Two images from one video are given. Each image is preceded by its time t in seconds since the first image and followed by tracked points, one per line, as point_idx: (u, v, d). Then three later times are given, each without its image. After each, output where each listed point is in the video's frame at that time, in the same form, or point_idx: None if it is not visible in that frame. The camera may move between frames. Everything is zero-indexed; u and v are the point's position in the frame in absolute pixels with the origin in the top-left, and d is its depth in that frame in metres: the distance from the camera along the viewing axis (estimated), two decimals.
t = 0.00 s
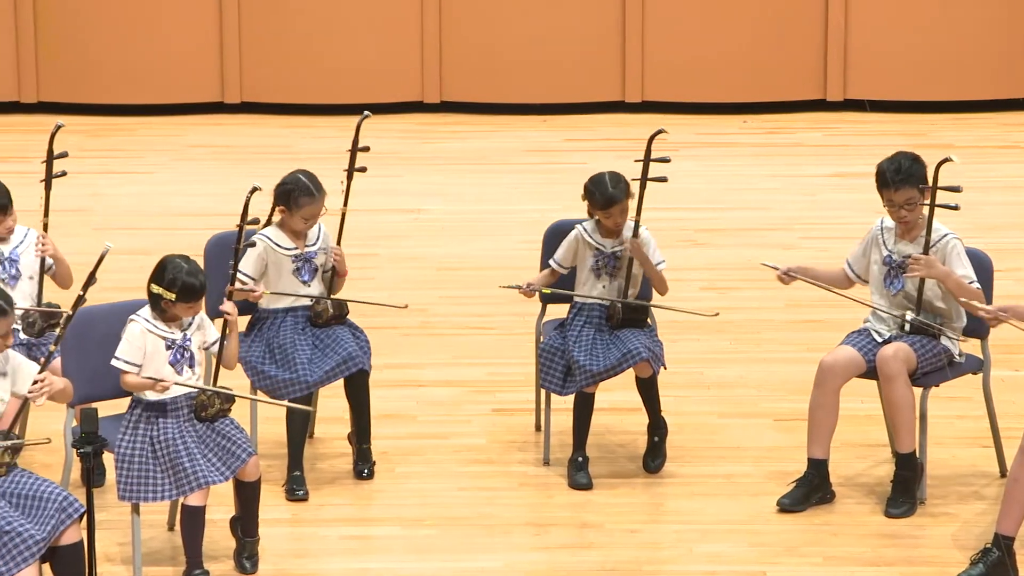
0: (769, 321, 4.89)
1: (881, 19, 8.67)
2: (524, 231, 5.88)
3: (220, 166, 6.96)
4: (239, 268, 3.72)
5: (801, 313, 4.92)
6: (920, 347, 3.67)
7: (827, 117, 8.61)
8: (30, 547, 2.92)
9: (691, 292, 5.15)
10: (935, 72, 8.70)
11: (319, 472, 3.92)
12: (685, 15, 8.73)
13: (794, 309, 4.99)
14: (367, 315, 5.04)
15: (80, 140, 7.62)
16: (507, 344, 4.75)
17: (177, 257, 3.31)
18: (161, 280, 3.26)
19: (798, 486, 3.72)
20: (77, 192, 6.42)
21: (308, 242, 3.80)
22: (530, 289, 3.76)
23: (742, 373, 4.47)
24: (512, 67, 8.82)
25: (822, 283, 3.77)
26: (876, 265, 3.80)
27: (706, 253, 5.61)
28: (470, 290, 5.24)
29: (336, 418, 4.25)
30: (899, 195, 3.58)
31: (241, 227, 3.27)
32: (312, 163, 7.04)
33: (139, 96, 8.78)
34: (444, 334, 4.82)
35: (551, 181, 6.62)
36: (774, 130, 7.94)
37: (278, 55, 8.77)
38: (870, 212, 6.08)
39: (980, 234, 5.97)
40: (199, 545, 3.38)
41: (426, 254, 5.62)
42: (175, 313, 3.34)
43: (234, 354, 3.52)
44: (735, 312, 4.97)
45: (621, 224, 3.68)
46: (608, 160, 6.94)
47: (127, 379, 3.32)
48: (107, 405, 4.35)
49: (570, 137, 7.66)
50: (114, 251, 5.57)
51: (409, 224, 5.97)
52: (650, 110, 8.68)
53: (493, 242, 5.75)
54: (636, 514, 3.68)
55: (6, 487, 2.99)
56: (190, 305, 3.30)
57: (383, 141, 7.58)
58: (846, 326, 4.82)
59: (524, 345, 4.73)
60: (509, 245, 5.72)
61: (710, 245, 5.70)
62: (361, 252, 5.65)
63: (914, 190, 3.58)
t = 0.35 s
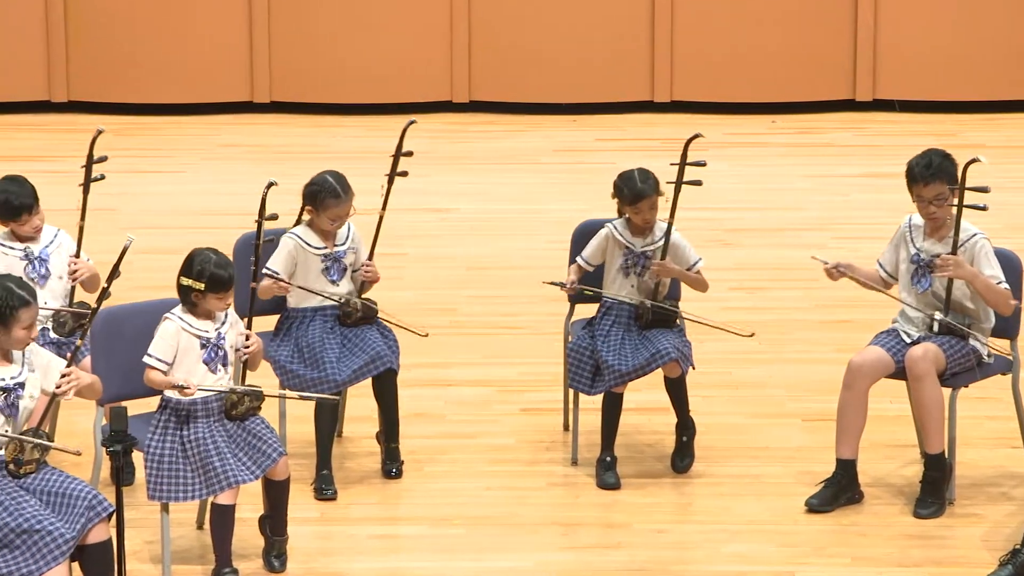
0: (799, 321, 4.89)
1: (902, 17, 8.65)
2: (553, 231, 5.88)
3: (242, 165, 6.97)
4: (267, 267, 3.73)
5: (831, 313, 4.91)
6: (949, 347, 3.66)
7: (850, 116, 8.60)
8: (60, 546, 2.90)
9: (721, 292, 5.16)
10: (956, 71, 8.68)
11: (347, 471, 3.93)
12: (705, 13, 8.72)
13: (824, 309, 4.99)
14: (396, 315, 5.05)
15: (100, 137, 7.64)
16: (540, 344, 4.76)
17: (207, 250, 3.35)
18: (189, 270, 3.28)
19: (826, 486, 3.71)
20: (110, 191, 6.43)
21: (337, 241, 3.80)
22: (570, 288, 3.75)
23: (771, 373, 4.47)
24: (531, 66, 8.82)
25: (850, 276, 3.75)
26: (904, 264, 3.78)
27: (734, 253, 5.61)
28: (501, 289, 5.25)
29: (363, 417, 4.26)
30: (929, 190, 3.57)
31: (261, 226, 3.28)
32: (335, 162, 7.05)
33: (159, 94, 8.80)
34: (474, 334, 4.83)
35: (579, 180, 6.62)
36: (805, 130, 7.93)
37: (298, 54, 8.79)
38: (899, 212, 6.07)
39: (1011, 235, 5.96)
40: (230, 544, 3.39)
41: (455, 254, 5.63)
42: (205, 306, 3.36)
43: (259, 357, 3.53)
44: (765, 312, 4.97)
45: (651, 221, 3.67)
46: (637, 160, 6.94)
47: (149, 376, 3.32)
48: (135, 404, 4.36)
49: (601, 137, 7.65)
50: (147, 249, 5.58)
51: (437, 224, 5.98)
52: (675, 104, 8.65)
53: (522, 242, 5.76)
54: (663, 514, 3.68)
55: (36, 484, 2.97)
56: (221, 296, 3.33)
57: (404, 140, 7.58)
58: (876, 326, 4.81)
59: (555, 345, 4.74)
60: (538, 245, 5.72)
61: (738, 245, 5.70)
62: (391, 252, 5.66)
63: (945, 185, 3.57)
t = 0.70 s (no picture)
0: (826, 321, 4.88)
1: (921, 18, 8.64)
2: (578, 230, 5.88)
3: (262, 165, 6.98)
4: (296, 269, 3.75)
5: (858, 313, 4.91)
6: (977, 347, 3.63)
7: (870, 116, 8.59)
8: (86, 544, 2.88)
9: (747, 292, 5.15)
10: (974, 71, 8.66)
11: (373, 471, 3.93)
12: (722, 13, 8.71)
13: (850, 310, 4.98)
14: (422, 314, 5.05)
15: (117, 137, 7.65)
16: (569, 344, 4.76)
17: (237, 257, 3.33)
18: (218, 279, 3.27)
19: (853, 486, 3.71)
20: (139, 191, 6.43)
21: (365, 242, 3.79)
22: (603, 291, 3.70)
23: (797, 373, 4.47)
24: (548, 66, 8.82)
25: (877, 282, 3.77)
26: (932, 266, 3.77)
27: (760, 253, 5.61)
28: (531, 289, 5.25)
29: (389, 417, 4.27)
30: (958, 201, 3.56)
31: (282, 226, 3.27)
32: (355, 162, 7.05)
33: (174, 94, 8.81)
34: (501, 333, 4.83)
35: (606, 180, 6.61)
36: (829, 130, 7.92)
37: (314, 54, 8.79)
38: (927, 211, 6.06)
39: None
40: (255, 544, 3.38)
41: (482, 254, 5.63)
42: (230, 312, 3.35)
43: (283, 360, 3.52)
44: (793, 311, 4.96)
45: (677, 227, 3.69)
46: (661, 161, 6.93)
47: (172, 377, 3.32)
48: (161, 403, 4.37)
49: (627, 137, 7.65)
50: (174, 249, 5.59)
51: (461, 224, 5.98)
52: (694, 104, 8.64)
53: (547, 241, 5.76)
54: (690, 514, 3.68)
55: (61, 482, 2.96)
56: (246, 305, 3.32)
57: (423, 140, 7.59)
58: (903, 327, 4.81)
59: (583, 345, 4.74)
60: (563, 244, 5.73)
61: (763, 245, 5.70)
62: (417, 251, 5.66)
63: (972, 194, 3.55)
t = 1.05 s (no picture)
0: (850, 321, 4.88)
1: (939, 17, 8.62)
2: (603, 230, 5.88)
3: (281, 164, 6.99)
4: (324, 267, 3.76)
5: (883, 314, 4.91)
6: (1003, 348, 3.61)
7: (890, 116, 8.57)
8: (109, 541, 2.88)
9: (771, 293, 5.15)
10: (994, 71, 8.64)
11: (396, 470, 3.94)
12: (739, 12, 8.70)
13: (875, 310, 4.98)
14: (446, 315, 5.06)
15: (135, 136, 7.66)
16: (594, 344, 4.76)
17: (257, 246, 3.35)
18: (238, 266, 3.28)
19: (878, 486, 3.70)
20: (162, 191, 6.45)
21: (391, 241, 3.80)
22: (620, 291, 3.75)
23: (822, 373, 4.46)
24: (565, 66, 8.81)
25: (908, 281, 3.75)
26: (958, 265, 3.75)
27: (785, 253, 5.60)
28: (556, 289, 5.25)
29: (413, 416, 4.28)
30: (986, 194, 3.55)
31: (305, 224, 3.26)
32: (377, 161, 7.05)
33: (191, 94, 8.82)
34: (525, 333, 4.83)
35: (628, 179, 6.61)
36: (854, 130, 7.91)
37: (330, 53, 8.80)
38: (952, 212, 6.05)
39: None
40: (279, 543, 3.38)
41: (507, 254, 5.63)
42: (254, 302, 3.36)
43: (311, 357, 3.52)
44: (818, 312, 4.96)
45: (700, 224, 3.67)
46: (686, 161, 6.92)
47: (199, 373, 3.32)
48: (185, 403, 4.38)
49: (652, 136, 7.64)
50: (197, 249, 5.60)
51: (484, 224, 5.98)
52: (711, 104, 8.64)
53: (572, 241, 5.77)
54: (713, 514, 3.67)
55: (84, 480, 2.96)
56: (268, 291, 3.32)
57: (442, 139, 7.59)
58: (928, 327, 4.80)
59: (607, 345, 4.74)
60: (589, 244, 5.73)
61: (788, 245, 5.70)
62: (441, 251, 5.67)
63: (1000, 187, 3.55)
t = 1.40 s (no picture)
0: (869, 321, 4.88)
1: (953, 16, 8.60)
2: (621, 229, 5.88)
3: (296, 164, 6.99)
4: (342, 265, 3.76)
5: (902, 314, 4.90)
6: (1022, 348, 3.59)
7: (904, 115, 8.56)
8: (127, 541, 2.88)
9: (790, 292, 5.15)
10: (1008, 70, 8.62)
11: (414, 469, 3.94)
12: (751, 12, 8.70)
13: (894, 310, 4.97)
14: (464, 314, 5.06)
15: (148, 135, 7.68)
16: (612, 343, 4.76)
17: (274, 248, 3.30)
18: (257, 270, 3.25)
19: (896, 486, 3.69)
20: (179, 188, 6.46)
21: (410, 239, 3.80)
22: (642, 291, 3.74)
23: (840, 373, 4.46)
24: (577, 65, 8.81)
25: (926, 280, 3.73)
26: (977, 265, 3.73)
27: (805, 253, 5.60)
28: (575, 288, 5.25)
29: (430, 416, 4.28)
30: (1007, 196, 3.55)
31: (323, 224, 3.23)
32: (392, 160, 7.05)
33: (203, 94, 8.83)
34: (542, 333, 4.84)
35: (646, 179, 6.61)
36: (874, 129, 7.90)
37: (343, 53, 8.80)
38: (970, 210, 6.05)
39: None
40: (296, 542, 3.37)
41: (525, 253, 5.63)
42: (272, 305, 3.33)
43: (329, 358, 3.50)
44: (836, 312, 4.96)
45: (718, 218, 3.66)
46: (705, 160, 6.92)
47: (216, 373, 3.32)
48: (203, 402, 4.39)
49: (670, 135, 7.63)
50: (214, 248, 5.61)
51: (503, 223, 5.98)
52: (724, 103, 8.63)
53: (591, 241, 5.77)
54: (731, 514, 3.67)
55: (103, 479, 2.96)
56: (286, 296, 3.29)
57: (456, 138, 7.59)
58: (947, 327, 4.80)
59: (625, 344, 4.75)
60: (608, 243, 5.73)
61: (807, 245, 5.69)
62: (459, 250, 5.67)
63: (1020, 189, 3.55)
